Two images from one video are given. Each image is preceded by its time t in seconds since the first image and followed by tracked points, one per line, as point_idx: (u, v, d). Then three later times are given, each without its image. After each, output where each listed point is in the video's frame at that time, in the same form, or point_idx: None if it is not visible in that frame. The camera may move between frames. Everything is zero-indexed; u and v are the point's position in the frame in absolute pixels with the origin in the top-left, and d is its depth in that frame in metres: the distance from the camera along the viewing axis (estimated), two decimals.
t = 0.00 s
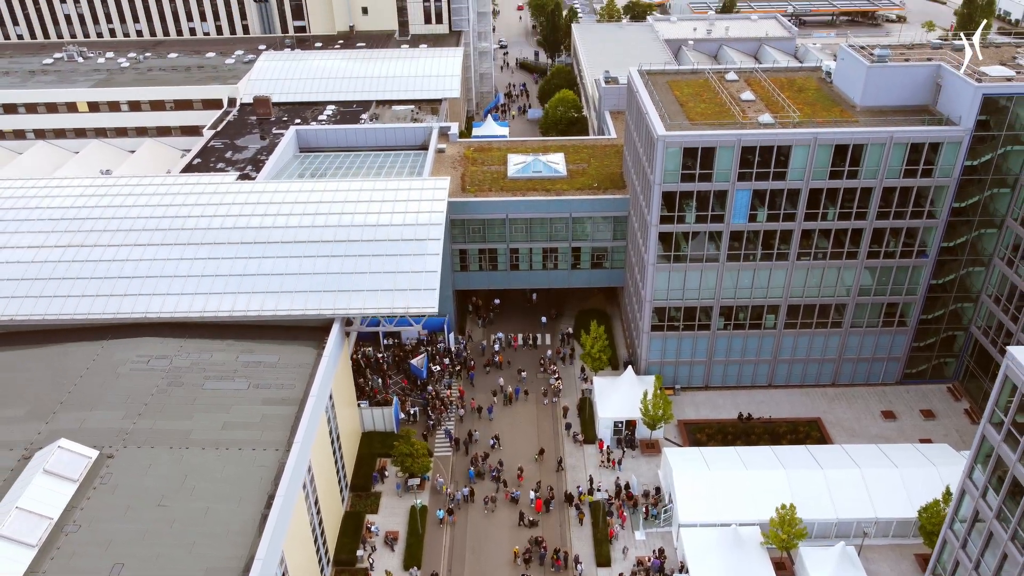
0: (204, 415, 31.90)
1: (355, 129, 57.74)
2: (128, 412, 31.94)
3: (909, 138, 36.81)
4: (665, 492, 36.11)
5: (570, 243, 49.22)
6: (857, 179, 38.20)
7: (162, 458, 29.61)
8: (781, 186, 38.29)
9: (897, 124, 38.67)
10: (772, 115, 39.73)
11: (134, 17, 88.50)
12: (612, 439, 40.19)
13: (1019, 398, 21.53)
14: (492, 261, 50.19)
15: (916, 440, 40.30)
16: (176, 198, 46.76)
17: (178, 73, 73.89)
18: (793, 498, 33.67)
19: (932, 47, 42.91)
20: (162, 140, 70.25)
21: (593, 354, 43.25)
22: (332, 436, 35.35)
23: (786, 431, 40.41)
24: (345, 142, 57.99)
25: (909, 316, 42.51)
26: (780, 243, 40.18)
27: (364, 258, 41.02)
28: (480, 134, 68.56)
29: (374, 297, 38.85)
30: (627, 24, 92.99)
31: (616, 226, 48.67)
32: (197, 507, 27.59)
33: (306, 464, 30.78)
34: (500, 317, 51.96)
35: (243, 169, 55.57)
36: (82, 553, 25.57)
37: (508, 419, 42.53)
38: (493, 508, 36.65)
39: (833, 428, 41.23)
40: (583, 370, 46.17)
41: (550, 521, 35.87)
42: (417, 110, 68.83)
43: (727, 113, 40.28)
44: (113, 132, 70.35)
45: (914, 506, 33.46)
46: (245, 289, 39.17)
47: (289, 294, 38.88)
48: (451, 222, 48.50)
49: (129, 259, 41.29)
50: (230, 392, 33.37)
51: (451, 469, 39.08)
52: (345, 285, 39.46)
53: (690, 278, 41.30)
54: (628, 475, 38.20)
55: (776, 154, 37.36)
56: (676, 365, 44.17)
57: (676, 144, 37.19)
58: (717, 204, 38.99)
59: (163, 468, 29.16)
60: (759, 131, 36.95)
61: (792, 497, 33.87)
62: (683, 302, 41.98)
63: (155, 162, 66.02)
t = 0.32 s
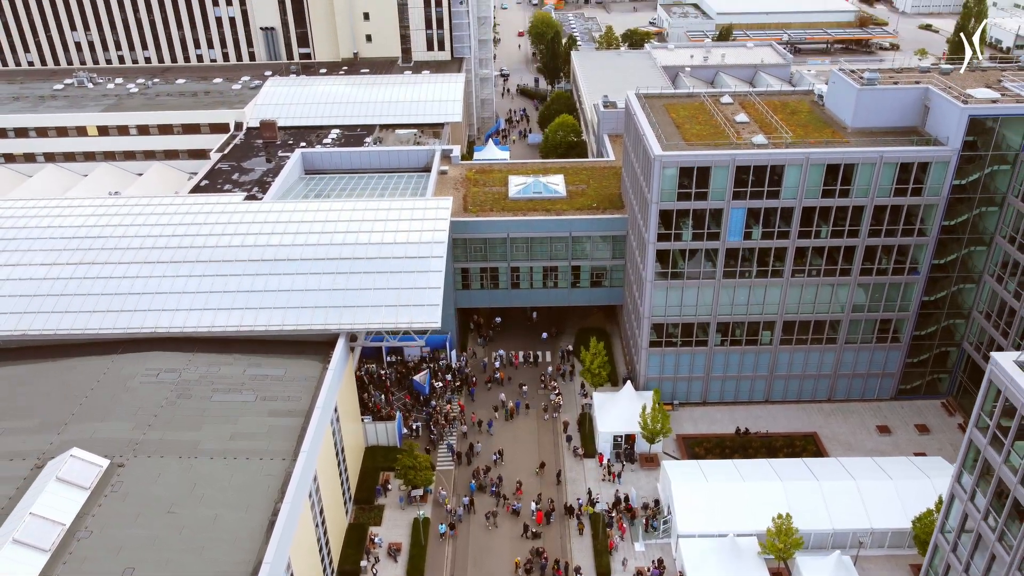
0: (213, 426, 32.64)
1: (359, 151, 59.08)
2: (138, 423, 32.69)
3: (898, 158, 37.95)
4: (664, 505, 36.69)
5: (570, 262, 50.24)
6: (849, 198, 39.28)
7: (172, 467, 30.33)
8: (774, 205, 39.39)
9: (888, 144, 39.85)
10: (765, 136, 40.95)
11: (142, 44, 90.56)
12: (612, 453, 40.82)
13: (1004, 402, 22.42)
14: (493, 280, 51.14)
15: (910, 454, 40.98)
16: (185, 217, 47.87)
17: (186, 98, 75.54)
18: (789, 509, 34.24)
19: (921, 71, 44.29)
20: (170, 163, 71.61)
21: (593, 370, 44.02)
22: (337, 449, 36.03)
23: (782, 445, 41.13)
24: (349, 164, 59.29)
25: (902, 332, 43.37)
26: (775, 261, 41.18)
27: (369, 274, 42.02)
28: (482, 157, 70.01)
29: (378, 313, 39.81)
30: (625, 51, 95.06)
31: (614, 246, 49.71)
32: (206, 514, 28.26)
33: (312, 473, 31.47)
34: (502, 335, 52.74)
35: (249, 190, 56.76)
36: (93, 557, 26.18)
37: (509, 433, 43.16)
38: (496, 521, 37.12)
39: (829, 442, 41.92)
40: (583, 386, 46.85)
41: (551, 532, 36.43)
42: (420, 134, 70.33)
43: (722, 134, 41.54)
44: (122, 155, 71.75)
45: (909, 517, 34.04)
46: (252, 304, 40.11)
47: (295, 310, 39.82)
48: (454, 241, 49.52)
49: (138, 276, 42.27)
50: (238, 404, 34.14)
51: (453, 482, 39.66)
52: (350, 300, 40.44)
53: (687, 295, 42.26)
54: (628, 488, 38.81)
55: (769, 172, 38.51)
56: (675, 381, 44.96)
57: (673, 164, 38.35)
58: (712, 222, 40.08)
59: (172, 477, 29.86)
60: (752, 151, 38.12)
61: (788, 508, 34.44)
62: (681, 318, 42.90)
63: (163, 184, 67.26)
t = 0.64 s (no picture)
0: (221, 438, 33.41)
1: (363, 174, 60.36)
2: (148, 435, 33.43)
3: (888, 178, 39.09)
4: (663, 517, 37.27)
5: (570, 281, 51.24)
6: (841, 217, 40.37)
7: (180, 477, 31.04)
8: (769, 224, 40.48)
9: (878, 164, 41.02)
10: (759, 157, 42.15)
11: (151, 71, 92.59)
12: (612, 467, 41.44)
13: (989, 408, 23.20)
14: (495, 298, 52.07)
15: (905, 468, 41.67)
16: (193, 237, 48.98)
17: (194, 123, 77.17)
18: (786, 521, 34.83)
19: (909, 94, 45.69)
20: (177, 186, 72.91)
21: (593, 386, 44.80)
22: (342, 462, 36.73)
23: (779, 459, 41.81)
24: (353, 186, 60.56)
25: (896, 348, 44.22)
26: (770, 278, 42.18)
27: (374, 292, 43.03)
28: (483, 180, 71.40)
29: (383, 329, 40.78)
30: (624, 78, 96.99)
31: (613, 265, 50.73)
32: (214, 522, 28.93)
33: (318, 484, 32.19)
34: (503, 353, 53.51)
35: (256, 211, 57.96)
36: (104, 564, 26.81)
37: (510, 449, 43.78)
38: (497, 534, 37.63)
39: (826, 457, 42.61)
40: (583, 403, 47.50)
41: (551, 544, 36.98)
42: (422, 157, 71.78)
43: (717, 155, 42.75)
44: (130, 179, 73.10)
45: (903, 528, 34.63)
46: (260, 321, 41.07)
47: (302, 326, 40.77)
48: (456, 261, 50.55)
49: (148, 293, 43.27)
50: (245, 417, 34.93)
51: (456, 496, 40.23)
52: (355, 317, 41.42)
53: (685, 312, 43.20)
54: (627, 501, 39.42)
55: (763, 192, 39.63)
56: (673, 397, 45.77)
57: (669, 183, 39.48)
58: (708, 240, 41.15)
59: (181, 487, 30.56)
60: (747, 171, 39.26)
61: (785, 520, 35.00)
62: (679, 335, 43.78)
63: (170, 206, 68.42)
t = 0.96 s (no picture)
0: (228, 450, 34.17)
1: (367, 196, 61.63)
2: (157, 447, 34.20)
3: (878, 198, 40.23)
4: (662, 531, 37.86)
5: (570, 300, 52.20)
6: (834, 236, 41.45)
7: (189, 488, 31.77)
8: (763, 242, 41.56)
9: (869, 185, 42.19)
10: (753, 177, 43.33)
11: (159, 97, 94.45)
12: (611, 482, 42.07)
13: (973, 414, 24.05)
14: (496, 317, 52.99)
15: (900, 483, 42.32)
16: (201, 257, 50.09)
17: (200, 148, 78.72)
18: (782, 532, 35.44)
19: (899, 118, 47.05)
20: (183, 209, 74.18)
21: (593, 403, 45.55)
22: (346, 475, 37.43)
23: (776, 474, 42.53)
24: (357, 209, 61.79)
25: (890, 365, 45.05)
26: (766, 296, 43.14)
27: (378, 308, 44.05)
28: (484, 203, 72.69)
29: (387, 345, 41.76)
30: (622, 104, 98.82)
31: (612, 284, 51.74)
32: (221, 531, 29.61)
33: (323, 495, 32.88)
34: (505, 372, 54.25)
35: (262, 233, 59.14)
36: (115, 571, 27.44)
37: (510, 464, 44.41)
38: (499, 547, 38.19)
39: (822, 472, 43.30)
40: (583, 420, 48.19)
41: (552, 558, 37.53)
42: (425, 181, 73.11)
43: (713, 176, 43.96)
44: (137, 202, 74.42)
45: (898, 540, 35.15)
46: (266, 337, 42.03)
47: (307, 342, 41.73)
48: (458, 280, 51.56)
49: (158, 311, 44.30)
50: (251, 430, 35.73)
51: (458, 511, 40.80)
52: (359, 333, 42.41)
53: (682, 329, 44.14)
54: (627, 515, 40.05)
55: (757, 212, 40.77)
56: (672, 413, 46.57)
57: (666, 203, 40.63)
58: (705, 259, 42.18)
59: (189, 497, 31.27)
60: (741, 191, 40.43)
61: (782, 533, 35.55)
62: (676, 352, 44.66)
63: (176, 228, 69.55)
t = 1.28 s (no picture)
0: (236, 464, 34.92)
1: (370, 219, 62.83)
2: (166, 460, 34.94)
3: (869, 218, 41.35)
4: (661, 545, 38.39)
5: (570, 320, 53.15)
6: (827, 255, 42.49)
7: (197, 500, 32.46)
8: (758, 262, 42.59)
9: (861, 206, 43.34)
10: (747, 199, 44.47)
11: (166, 123, 96.27)
12: (612, 498, 42.61)
13: (960, 422, 24.93)
14: (497, 337, 53.89)
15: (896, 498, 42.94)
16: (208, 277, 51.15)
17: (207, 173, 80.20)
18: (780, 545, 36.02)
19: (889, 141, 48.40)
20: (190, 232, 75.44)
21: (593, 420, 46.25)
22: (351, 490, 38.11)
23: (773, 490, 43.23)
24: (361, 231, 62.98)
25: (884, 383, 45.89)
26: (761, 314, 44.10)
27: (382, 326, 45.04)
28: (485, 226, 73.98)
29: (390, 362, 42.70)
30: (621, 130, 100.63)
31: (611, 304, 52.72)
32: (229, 541, 30.27)
33: (328, 508, 33.56)
34: (506, 391, 54.97)
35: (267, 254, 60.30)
36: None
37: (511, 481, 44.99)
38: (500, 562, 38.67)
39: (819, 488, 43.97)
40: (583, 437, 48.87)
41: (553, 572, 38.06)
42: (427, 205, 74.43)
43: (708, 198, 45.15)
44: (144, 225, 75.71)
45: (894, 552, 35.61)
46: (272, 354, 42.97)
47: (313, 359, 42.67)
48: (460, 300, 52.54)
49: (166, 329, 45.26)
50: (258, 444, 36.52)
51: (460, 526, 41.31)
52: (363, 351, 43.36)
53: (680, 347, 45.04)
54: (626, 531, 40.62)
55: (752, 232, 41.87)
56: (671, 430, 47.28)
57: (663, 224, 41.74)
58: (701, 278, 43.19)
59: (197, 509, 31.95)
60: (736, 212, 41.57)
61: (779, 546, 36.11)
62: (674, 370, 45.52)
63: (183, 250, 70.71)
